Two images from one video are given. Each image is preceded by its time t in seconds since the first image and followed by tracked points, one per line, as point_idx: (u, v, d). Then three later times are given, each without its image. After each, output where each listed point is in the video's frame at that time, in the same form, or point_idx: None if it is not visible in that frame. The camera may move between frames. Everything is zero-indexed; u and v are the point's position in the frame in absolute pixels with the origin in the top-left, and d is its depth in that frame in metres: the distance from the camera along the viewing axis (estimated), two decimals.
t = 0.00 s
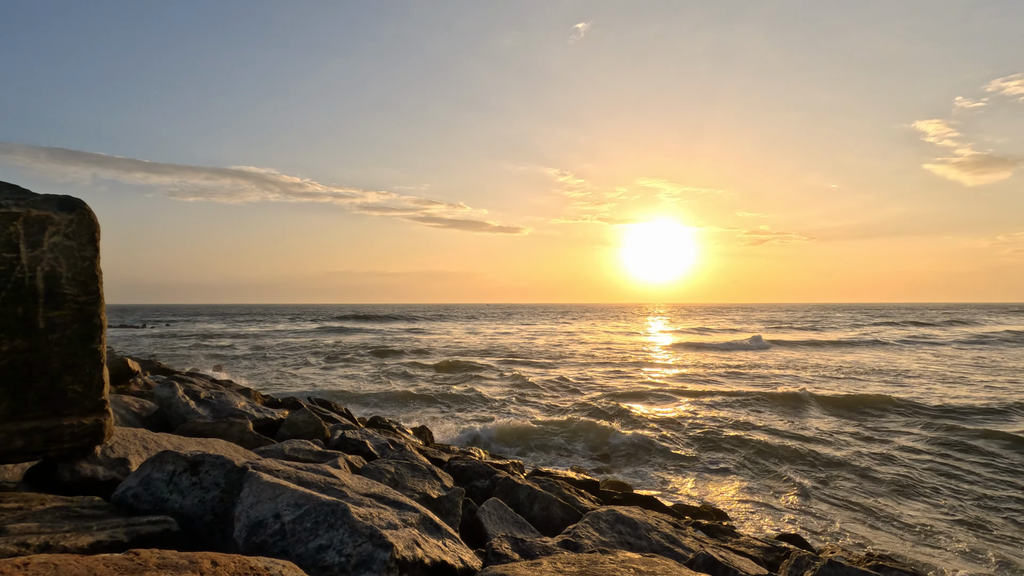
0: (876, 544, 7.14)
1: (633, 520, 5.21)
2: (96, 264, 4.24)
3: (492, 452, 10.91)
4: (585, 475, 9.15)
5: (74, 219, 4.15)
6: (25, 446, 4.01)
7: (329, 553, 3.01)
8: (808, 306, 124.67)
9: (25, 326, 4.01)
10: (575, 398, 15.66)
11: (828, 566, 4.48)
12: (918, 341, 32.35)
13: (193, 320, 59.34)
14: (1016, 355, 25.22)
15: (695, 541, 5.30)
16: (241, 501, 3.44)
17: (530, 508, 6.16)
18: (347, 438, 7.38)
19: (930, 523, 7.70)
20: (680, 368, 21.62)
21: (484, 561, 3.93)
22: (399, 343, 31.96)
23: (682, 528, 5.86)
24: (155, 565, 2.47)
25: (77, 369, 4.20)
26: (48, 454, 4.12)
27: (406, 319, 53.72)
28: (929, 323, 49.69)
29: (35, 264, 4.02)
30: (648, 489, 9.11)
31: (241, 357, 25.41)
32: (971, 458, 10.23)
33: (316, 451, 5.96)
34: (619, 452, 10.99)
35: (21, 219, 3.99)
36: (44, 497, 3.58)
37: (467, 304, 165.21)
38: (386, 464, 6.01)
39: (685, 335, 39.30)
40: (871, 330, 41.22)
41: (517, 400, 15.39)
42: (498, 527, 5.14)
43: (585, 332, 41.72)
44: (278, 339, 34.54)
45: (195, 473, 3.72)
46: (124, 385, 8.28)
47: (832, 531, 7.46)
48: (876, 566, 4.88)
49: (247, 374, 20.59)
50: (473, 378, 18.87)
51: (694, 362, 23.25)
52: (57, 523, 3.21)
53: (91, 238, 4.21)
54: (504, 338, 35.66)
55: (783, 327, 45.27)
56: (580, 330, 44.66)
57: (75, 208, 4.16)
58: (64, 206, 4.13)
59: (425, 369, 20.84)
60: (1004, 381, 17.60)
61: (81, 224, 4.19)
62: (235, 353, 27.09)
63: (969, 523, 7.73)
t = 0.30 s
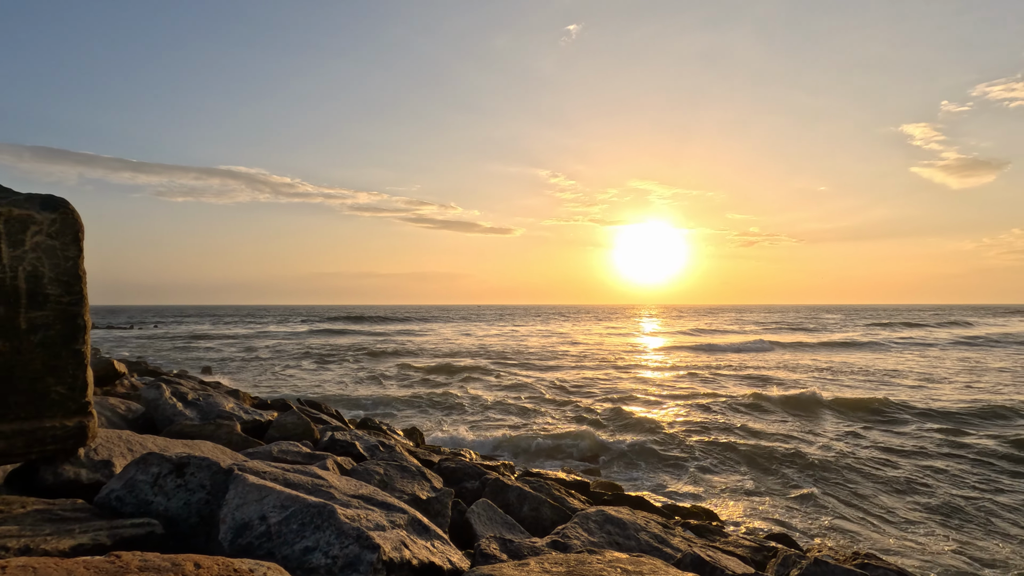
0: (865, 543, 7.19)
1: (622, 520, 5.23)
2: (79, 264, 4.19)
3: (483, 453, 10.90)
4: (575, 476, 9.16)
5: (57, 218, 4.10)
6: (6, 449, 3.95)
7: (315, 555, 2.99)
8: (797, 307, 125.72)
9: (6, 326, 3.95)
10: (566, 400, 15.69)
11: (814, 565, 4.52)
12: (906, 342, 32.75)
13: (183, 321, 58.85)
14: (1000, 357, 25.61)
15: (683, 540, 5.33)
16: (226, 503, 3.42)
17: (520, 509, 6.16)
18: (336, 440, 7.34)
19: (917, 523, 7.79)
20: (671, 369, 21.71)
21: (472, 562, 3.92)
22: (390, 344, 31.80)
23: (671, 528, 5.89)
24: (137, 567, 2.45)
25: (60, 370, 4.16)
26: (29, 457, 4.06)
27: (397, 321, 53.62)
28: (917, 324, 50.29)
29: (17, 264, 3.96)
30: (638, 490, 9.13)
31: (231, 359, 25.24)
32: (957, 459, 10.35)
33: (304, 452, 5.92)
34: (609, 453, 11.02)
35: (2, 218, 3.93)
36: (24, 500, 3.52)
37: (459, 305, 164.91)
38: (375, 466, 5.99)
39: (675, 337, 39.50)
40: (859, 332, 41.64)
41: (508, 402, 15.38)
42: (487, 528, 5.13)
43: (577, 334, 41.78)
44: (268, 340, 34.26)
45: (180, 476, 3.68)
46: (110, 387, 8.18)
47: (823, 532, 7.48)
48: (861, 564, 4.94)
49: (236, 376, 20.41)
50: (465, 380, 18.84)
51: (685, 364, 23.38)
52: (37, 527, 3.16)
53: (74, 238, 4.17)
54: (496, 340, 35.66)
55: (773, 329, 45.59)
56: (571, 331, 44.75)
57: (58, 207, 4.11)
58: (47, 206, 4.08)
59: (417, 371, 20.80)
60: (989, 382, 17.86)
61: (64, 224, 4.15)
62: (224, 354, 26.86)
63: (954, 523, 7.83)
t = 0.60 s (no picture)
0: (838, 540, 7.36)
1: (598, 522, 5.25)
2: (41, 265, 4.07)
3: (461, 457, 10.85)
4: (553, 479, 9.17)
5: (16, 218, 3.98)
6: None
7: (286, 561, 2.94)
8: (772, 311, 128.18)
9: None
10: (545, 403, 15.72)
11: (784, 562, 4.61)
12: (876, 345, 33.61)
13: (153, 325, 57.37)
14: (964, 359, 26.49)
15: (658, 541, 5.37)
16: (194, 510, 3.34)
17: (496, 512, 6.15)
18: (310, 445, 7.23)
19: (886, 520, 8.02)
20: (648, 373, 21.90)
21: (446, 566, 3.90)
22: (368, 348, 31.45)
23: (646, 529, 5.93)
24: None
25: (19, 374, 4.03)
26: None
27: (375, 324, 53.13)
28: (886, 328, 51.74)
29: None
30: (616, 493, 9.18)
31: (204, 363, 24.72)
32: (924, 458, 10.63)
33: (277, 457, 5.82)
34: (587, 456, 11.06)
35: None
36: None
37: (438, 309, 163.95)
38: (350, 470, 5.92)
39: (654, 340, 39.87)
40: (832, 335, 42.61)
41: (487, 406, 15.33)
42: (463, 532, 5.10)
43: (556, 338, 41.86)
44: (243, 345, 33.58)
45: (146, 482, 3.59)
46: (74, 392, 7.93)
47: (796, 532, 7.56)
48: (830, 562, 5.05)
49: (209, 381, 19.95)
50: (443, 384, 18.74)
51: (663, 368, 23.64)
52: None
53: (35, 238, 4.05)
54: (476, 343, 35.57)
55: (749, 332, 46.39)
56: (551, 335, 44.87)
57: (17, 205, 3.99)
58: (6, 205, 3.96)
59: (395, 375, 20.65)
60: (953, 384, 18.44)
61: (24, 224, 4.04)
62: (196, 359, 26.22)
63: (921, 518, 8.10)
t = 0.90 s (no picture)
0: (806, 536, 7.57)
1: (571, 524, 5.27)
2: None
3: (437, 460, 10.77)
4: (528, 482, 9.19)
5: None
6: None
7: (252, 568, 2.88)
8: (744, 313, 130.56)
9: None
10: (521, 406, 15.72)
11: (752, 560, 4.70)
12: (843, 347, 34.53)
13: (120, 327, 55.73)
14: (926, 360, 27.40)
15: (631, 542, 5.42)
16: (155, 517, 3.25)
17: (470, 515, 6.13)
18: (281, 449, 7.10)
19: (852, 515, 8.27)
20: (624, 375, 22.13)
21: (418, 570, 3.87)
22: (343, 351, 31.09)
23: (619, 530, 5.99)
24: None
25: None
26: None
27: (350, 327, 52.53)
28: (853, 330, 53.33)
29: None
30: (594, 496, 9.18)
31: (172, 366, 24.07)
32: (889, 456, 10.91)
33: (246, 462, 5.70)
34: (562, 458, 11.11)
35: None
36: None
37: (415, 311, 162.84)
38: (321, 475, 5.83)
39: (629, 343, 40.17)
40: (802, 338, 43.67)
41: (463, 409, 15.28)
42: (436, 536, 5.07)
43: (533, 340, 41.95)
44: (213, 348, 32.85)
45: (106, 489, 3.48)
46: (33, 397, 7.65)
47: (768, 534, 7.63)
48: (797, 559, 5.17)
49: (177, 385, 19.45)
50: (419, 387, 18.62)
51: (638, 370, 23.90)
52: None
53: None
54: (452, 346, 35.44)
55: (722, 335, 47.18)
56: (527, 337, 44.97)
57: None
58: None
59: (370, 379, 20.44)
60: (915, 385, 19.07)
61: None
62: (164, 362, 25.55)
63: (884, 512, 8.38)
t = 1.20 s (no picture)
0: (773, 531, 7.74)
1: (545, 525, 5.28)
2: None
3: (412, 464, 10.69)
4: (503, 483, 9.19)
5: None
6: None
7: None
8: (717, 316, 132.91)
9: None
10: (498, 408, 15.72)
11: (722, 558, 4.77)
12: (811, 349, 35.45)
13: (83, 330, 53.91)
14: (890, 362, 28.28)
15: (604, 542, 5.45)
16: (115, 525, 3.15)
17: (444, 518, 6.09)
18: (250, 454, 6.95)
19: (816, 507, 8.51)
20: (600, 377, 22.32)
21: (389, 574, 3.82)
22: (317, 354, 30.66)
23: (593, 530, 6.02)
24: None
25: None
26: None
27: (324, 329, 51.83)
28: (821, 332, 54.84)
29: None
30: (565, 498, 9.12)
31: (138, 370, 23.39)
32: (853, 453, 11.20)
33: (213, 468, 5.56)
34: (537, 460, 11.13)
35: None
36: None
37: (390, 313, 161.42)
38: (290, 480, 5.73)
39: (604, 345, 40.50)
40: (772, 340, 44.66)
41: (439, 412, 15.20)
42: (409, 539, 5.01)
43: (510, 343, 41.97)
44: (183, 351, 32.04)
45: (63, 497, 3.37)
46: None
47: (736, 533, 7.74)
48: (766, 556, 5.27)
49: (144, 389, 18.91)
50: (395, 391, 18.45)
51: (613, 372, 24.12)
52: None
53: None
54: (427, 348, 35.24)
55: (696, 337, 47.98)
56: (503, 340, 44.94)
57: None
58: None
59: (344, 382, 20.19)
60: (880, 385, 19.68)
61: None
62: (130, 366, 24.83)
63: (847, 503, 8.65)
